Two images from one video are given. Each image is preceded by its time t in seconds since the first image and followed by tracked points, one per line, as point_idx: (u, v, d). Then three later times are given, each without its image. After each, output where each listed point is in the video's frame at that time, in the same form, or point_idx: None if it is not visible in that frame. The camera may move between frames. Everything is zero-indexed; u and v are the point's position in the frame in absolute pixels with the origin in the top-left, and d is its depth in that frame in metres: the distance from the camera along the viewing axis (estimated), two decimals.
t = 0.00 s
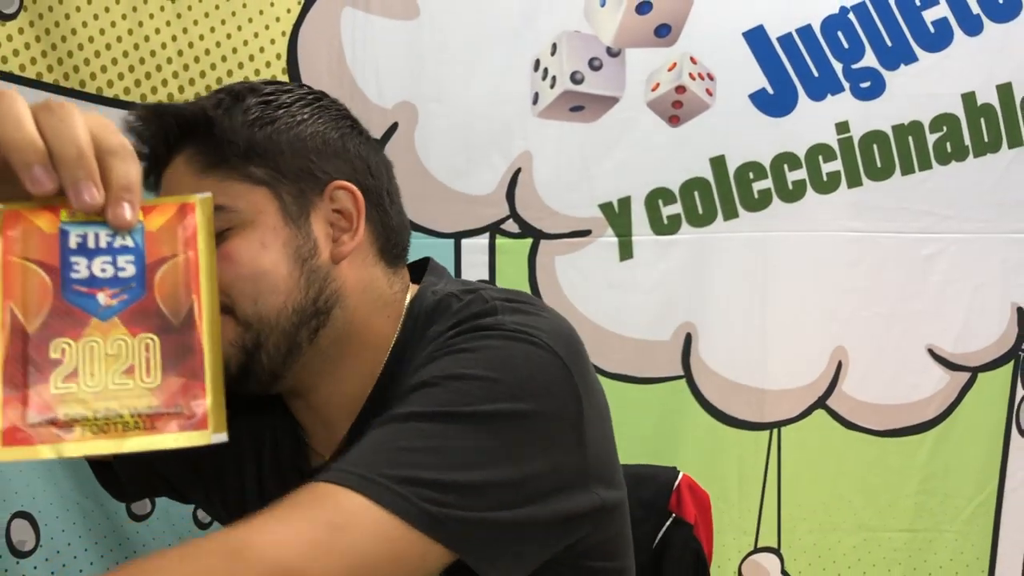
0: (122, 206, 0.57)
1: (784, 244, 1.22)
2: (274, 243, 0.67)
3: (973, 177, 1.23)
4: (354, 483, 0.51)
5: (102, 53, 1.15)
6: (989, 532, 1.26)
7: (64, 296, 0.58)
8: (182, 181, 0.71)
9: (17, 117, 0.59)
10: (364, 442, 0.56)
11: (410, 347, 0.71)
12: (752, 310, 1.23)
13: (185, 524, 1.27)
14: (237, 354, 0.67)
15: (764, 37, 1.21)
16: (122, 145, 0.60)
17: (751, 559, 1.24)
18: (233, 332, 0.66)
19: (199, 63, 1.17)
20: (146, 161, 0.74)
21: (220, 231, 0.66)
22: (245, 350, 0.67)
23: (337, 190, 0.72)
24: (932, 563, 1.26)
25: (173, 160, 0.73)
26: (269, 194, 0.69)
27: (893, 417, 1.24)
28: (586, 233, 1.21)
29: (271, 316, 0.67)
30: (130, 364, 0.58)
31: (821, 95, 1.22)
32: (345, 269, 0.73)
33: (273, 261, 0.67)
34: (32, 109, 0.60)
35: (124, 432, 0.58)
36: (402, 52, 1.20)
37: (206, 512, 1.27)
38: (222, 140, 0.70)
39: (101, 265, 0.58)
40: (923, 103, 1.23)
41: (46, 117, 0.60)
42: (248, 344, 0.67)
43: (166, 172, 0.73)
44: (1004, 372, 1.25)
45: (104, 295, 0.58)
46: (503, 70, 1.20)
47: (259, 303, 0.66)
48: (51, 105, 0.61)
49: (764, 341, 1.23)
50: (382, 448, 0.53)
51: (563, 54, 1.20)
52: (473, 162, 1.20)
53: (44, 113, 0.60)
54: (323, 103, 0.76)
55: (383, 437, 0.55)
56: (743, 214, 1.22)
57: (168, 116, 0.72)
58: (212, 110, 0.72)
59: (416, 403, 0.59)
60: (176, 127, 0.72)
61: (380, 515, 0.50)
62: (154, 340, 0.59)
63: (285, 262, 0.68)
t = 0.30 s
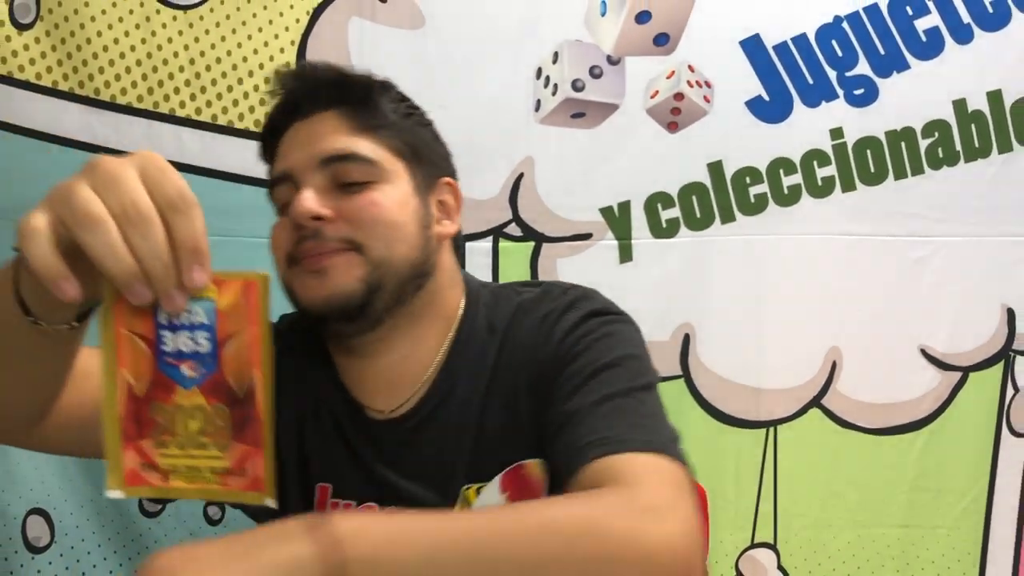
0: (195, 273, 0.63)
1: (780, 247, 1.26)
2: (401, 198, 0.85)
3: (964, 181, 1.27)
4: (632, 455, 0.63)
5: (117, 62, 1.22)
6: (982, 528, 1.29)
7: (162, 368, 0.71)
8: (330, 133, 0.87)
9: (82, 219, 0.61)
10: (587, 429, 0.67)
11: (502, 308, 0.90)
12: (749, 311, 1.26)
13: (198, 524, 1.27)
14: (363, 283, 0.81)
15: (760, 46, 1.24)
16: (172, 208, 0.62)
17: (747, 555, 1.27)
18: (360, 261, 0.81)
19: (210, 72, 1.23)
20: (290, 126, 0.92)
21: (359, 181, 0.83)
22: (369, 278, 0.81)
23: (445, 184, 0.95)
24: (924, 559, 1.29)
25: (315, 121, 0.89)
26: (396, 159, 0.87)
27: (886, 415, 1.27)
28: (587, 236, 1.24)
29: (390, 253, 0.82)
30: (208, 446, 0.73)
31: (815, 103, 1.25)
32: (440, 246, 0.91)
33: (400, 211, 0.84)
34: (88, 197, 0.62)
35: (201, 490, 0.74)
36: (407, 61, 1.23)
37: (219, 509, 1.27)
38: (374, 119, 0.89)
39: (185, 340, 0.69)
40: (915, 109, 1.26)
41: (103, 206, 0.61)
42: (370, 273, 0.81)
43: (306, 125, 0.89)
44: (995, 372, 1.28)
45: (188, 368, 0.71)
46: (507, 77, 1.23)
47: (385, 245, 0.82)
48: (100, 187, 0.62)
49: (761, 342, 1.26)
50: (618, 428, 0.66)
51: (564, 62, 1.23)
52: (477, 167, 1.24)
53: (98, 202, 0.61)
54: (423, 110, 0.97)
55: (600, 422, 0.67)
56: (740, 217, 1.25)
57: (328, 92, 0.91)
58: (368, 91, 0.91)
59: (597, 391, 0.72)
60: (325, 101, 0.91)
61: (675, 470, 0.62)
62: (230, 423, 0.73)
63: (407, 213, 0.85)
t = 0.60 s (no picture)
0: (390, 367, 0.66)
1: (772, 243, 1.28)
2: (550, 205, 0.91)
3: (953, 179, 1.29)
4: (732, 464, 0.76)
5: (124, 63, 1.25)
6: (972, 518, 1.32)
7: (386, 447, 0.69)
8: (504, 129, 0.90)
9: (299, 370, 0.61)
10: (697, 431, 0.80)
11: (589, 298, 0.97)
12: (743, 305, 1.28)
13: (204, 515, 1.29)
14: (511, 276, 0.88)
15: (753, 46, 1.27)
16: (349, 321, 0.63)
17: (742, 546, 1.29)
18: (514, 258, 0.87)
19: (215, 72, 1.26)
20: (458, 102, 0.92)
21: (522, 185, 0.88)
22: (515, 275, 0.88)
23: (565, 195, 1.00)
24: (915, 548, 1.31)
25: (490, 110, 0.91)
26: (550, 165, 0.93)
27: (877, 407, 1.30)
28: (584, 232, 1.27)
29: (537, 254, 0.89)
30: (404, 486, 0.70)
31: (808, 102, 1.28)
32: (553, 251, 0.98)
33: (547, 218, 0.90)
34: (279, 343, 0.61)
35: (403, 525, 0.70)
36: (408, 61, 1.27)
37: (224, 501, 1.29)
38: (539, 125, 0.93)
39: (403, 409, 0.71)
40: (905, 108, 1.28)
41: (304, 345, 0.62)
42: (516, 271, 0.88)
43: (481, 113, 0.91)
44: (983, 365, 1.31)
45: (385, 434, 0.69)
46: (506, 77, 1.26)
47: (535, 248, 0.89)
48: (280, 328, 0.61)
49: (756, 336, 1.29)
50: (725, 440, 0.79)
51: (562, 63, 1.26)
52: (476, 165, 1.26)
53: (307, 340, 0.62)
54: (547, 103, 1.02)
55: (706, 428, 0.80)
56: (733, 214, 1.28)
57: (502, 85, 0.93)
58: (534, 94, 0.95)
59: (694, 400, 0.83)
60: (497, 93, 0.93)
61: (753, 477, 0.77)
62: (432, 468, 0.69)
63: (550, 220, 0.91)
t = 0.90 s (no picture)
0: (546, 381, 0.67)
1: (768, 238, 1.30)
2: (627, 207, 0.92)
3: (946, 175, 1.31)
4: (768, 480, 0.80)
5: (129, 60, 1.27)
6: (965, 509, 1.33)
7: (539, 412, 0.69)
8: (600, 126, 0.92)
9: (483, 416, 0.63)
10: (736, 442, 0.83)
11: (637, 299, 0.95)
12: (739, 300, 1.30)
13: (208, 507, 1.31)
14: (596, 257, 0.86)
15: (750, 44, 1.29)
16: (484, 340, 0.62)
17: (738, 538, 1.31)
18: (603, 242, 0.87)
19: (219, 69, 1.28)
20: (555, 95, 0.93)
21: (609, 179, 0.90)
22: (599, 259, 0.86)
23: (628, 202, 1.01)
24: (909, 540, 1.33)
25: (586, 107, 0.93)
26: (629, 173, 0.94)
27: (871, 401, 1.32)
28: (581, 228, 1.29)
29: (615, 248, 0.89)
30: (533, 440, 0.71)
31: (803, 99, 1.30)
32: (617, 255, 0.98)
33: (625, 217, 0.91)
34: (448, 395, 0.62)
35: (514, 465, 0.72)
36: (408, 59, 1.29)
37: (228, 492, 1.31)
38: (624, 131, 0.95)
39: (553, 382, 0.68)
40: (898, 105, 1.30)
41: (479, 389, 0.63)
42: (602, 255, 0.87)
43: (578, 109, 0.93)
44: (976, 359, 1.32)
45: (546, 402, 0.69)
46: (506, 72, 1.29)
47: (616, 238, 0.89)
48: (418, 377, 0.62)
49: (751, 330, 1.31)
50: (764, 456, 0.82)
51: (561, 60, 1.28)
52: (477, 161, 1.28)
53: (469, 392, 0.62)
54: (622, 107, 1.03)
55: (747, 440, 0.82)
56: (729, 209, 1.30)
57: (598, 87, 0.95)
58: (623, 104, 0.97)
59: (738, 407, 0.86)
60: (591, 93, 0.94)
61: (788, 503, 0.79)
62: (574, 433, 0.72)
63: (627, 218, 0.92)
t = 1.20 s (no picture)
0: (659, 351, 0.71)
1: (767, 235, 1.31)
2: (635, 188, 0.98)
3: (944, 173, 1.32)
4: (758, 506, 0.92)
5: (133, 59, 1.28)
6: (964, 504, 1.34)
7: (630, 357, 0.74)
8: (599, 112, 0.98)
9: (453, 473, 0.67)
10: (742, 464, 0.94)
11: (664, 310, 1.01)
12: (738, 297, 1.31)
13: (212, 502, 1.32)
14: (607, 240, 0.92)
15: (749, 42, 1.30)
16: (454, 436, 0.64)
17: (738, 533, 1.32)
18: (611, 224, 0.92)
19: (222, 67, 1.29)
20: (555, 94, 1.01)
21: (614, 161, 0.96)
22: (609, 242, 0.92)
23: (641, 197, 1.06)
24: (907, 535, 1.34)
25: (584, 97, 1.00)
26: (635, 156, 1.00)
27: (870, 397, 1.32)
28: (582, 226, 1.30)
29: (626, 227, 0.94)
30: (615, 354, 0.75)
31: (802, 97, 1.31)
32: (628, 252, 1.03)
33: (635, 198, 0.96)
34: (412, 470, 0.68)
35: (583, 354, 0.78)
36: (410, 57, 1.30)
37: (230, 487, 1.32)
38: (625, 116, 1.02)
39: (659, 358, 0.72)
40: (897, 103, 1.31)
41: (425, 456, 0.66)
42: (612, 237, 0.92)
43: (577, 100, 1.00)
44: (974, 355, 1.33)
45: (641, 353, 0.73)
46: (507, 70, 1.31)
47: (626, 218, 0.94)
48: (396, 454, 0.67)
49: (751, 326, 1.32)
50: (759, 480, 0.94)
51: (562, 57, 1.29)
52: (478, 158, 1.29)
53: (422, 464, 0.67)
54: (636, 101, 1.09)
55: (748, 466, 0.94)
56: (729, 207, 1.31)
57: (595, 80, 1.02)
58: (621, 90, 1.04)
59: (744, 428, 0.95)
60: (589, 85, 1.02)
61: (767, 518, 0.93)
62: (626, 387, 0.78)
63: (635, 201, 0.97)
